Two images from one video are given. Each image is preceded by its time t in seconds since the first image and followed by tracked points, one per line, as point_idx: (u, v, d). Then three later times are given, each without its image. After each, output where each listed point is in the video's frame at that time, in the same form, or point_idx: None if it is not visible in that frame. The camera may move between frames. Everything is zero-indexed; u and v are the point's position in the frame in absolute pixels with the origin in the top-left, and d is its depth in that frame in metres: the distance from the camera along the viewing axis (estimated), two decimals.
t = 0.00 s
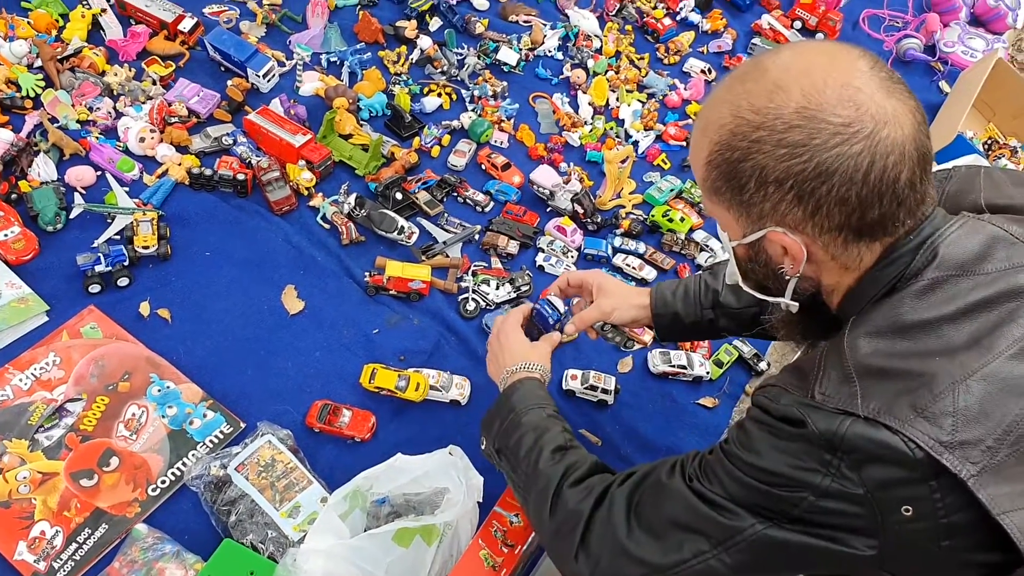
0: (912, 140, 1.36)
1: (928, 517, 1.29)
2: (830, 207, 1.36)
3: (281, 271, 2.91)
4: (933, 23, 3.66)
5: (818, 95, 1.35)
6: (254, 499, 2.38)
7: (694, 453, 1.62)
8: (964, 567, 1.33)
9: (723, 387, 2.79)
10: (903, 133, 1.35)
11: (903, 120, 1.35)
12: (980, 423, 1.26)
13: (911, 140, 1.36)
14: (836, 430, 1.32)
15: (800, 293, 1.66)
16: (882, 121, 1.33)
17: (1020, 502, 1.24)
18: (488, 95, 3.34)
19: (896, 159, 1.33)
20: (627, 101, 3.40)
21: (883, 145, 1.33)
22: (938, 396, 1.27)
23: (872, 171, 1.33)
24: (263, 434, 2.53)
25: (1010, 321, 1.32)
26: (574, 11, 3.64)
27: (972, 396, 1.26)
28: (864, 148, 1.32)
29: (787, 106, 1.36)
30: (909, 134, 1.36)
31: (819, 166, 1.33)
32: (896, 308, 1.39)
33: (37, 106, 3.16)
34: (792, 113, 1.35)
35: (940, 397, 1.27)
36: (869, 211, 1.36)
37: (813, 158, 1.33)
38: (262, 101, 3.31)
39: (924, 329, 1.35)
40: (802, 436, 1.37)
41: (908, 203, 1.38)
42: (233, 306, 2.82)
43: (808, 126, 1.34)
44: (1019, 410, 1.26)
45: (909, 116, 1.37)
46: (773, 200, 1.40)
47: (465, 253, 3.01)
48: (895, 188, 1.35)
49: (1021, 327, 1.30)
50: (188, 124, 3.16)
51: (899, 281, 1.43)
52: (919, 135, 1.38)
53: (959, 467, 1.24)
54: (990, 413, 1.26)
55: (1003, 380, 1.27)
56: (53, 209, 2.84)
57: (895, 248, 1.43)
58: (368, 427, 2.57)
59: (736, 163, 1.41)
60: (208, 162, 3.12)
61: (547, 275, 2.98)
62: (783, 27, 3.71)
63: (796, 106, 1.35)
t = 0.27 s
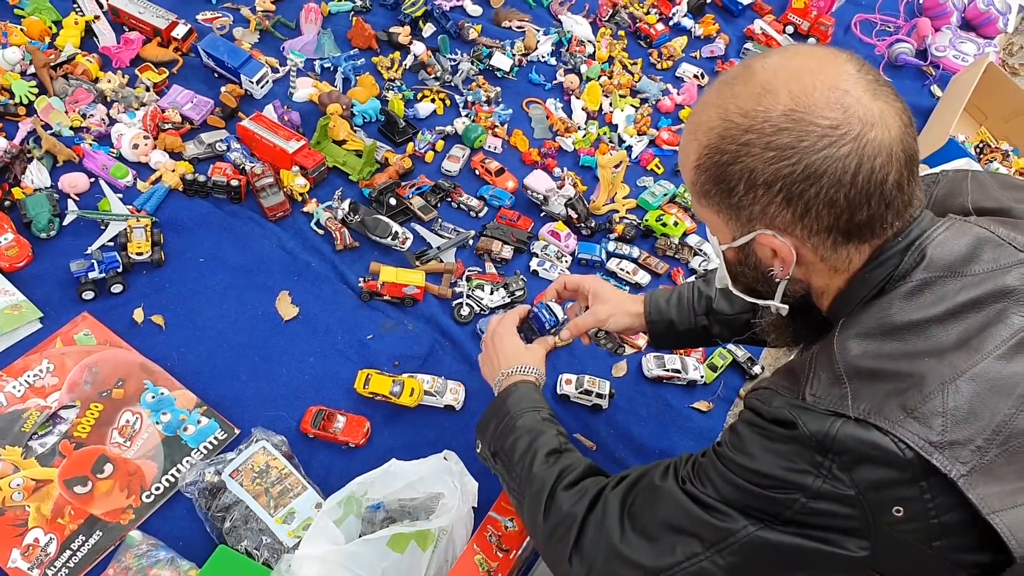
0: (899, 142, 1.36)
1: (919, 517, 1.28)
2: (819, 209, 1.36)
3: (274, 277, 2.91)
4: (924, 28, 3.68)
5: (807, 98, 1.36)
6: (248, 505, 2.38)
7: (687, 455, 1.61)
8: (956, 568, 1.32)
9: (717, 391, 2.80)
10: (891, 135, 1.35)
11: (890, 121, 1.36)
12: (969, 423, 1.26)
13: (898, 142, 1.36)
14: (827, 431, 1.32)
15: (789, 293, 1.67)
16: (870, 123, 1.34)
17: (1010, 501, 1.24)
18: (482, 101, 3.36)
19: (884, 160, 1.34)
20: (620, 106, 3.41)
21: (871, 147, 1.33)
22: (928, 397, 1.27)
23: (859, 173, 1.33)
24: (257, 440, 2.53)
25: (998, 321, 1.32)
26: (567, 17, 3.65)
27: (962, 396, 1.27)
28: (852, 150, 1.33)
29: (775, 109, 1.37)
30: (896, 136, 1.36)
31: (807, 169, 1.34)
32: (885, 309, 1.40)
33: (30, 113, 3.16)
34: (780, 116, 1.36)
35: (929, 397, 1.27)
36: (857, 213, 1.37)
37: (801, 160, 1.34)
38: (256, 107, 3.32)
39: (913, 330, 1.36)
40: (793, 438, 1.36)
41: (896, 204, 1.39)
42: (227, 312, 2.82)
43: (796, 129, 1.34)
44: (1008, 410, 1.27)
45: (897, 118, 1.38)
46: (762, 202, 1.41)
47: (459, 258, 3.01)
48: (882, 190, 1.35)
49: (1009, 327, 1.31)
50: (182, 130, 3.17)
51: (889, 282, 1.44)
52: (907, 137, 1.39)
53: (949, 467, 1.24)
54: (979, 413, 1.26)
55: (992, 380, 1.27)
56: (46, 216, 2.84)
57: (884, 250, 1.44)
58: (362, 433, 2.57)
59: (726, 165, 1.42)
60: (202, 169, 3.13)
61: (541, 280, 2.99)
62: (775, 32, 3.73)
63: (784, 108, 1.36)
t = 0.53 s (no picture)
0: (888, 143, 1.37)
1: (913, 518, 1.28)
2: (805, 208, 1.38)
3: (270, 282, 2.92)
4: (917, 33, 3.70)
5: (795, 99, 1.37)
6: (244, 510, 2.38)
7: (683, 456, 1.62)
8: (950, 568, 1.31)
9: (712, 395, 2.81)
10: (879, 136, 1.36)
11: (877, 122, 1.37)
12: (961, 425, 1.26)
13: (887, 143, 1.37)
14: (821, 432, 1.33)
15: (782, 293, 1.68)
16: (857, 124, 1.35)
17: (1003, 502, 1.23)
18: (478, 106, 3.35)
19: (870, 160, 1.35)
20: (615, 111, 3.42)
21: (857, 147, 1.34)
22: (921, 398, 1.28)
23: (846, 173, 1.34)
24: (253, 444, 2.53)
25: (990, 322, 1.33)
26: (562, 22, 3.67)
27: (953, 397, 1.27)
28: (838, 149, 1.34)
29: (764, 108, 1.39)
30: (884, 137, 1.37)
31: (793, 167, 1.35)
32: (878, 311, 1.40)
33: (25, 118, 3.16)
34: (768, 115, 1.38)
35: (921, 398, 1.27)
36: (845, 212, 1.37)
37: (788, 159, 1.35)
38: (252, 112, 3.33)
39: (906, 332, 1.36)
40: (786, 439, 1.37)
41: (884, 205, 1.39)
42: (223, 317, 2.82)
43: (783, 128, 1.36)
44: (999, 411, 1.27)
45: (886, 120, 1.39)
46: (750, 201, 1.43)
47: (455, 263, 3.02)
48: (869, 190, 1.36)
49: (1001, 329, 1.32)
50: (178, 135, 3.17)
51: (880, 284, 1.44)
52: (896, 138, 1.39)
53: (941, 467, 1.24)
54: (972, 414, 1.27)
55: (985, 380, 1.28)
56: (42, 221, 2.84)
57: (876, 252, 1.44)
58: (359, 437, 2.58)
59: (715, 164, 1.44)
60: (198, 174, 3.13)
61: (537, 284, 3.00)
62: (769, 37, 3.75)
63: (773, 108, 1.38)
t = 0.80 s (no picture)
0: (852, 142, 1.43)
1: (885, 525, 1.33)
2: (770, 201, 1.45)
3: (267, 289, 2.92)
4: (911, 40, 3.73)
5: (762, 98, 1.48)
6: (240, 517, 2.38)
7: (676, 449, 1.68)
8: None
9: (708, 401, 2.82)
10: (841, 133, 1.43)
11: (841, 121, 1.44)
12: (937, 437, 1.30)
13: (851, 142, 1.43)
14: (797, 435, 1.38)
15: (770, 300, 1.70)
16: (818, 121, 1.43)
17: (975, 515, 1.28)
18: (473, 113, 3.38)
19: (831, 156, 1.41)
20: (611, 117, 3.43)
21: (817, 142, 1.42)
22: (897, 409, 1.31)
23: (805, 165, 1.42)
24: (249, 452, 2.53)
25: (973, 336, 1.35)
26: (557, 29, 3.68)
27: (931, 409, 1.30)
28: (799, 144, 1.42)
29: (733, 107, 1.49)
30: (847, 136, 1.43)
31: (755, 160, 1.44)
32: (861, 319, 1.41)
33: (21, 125, 3.16)
34: (735, 113, 1.48)
35: (899, 409, 1.31)
36: (809, 207, 1.43)
37: (750, 152, 1.45)
38: (248, 119, 3.33)
39: (888, 340, 1.37)
40: (765, 439, 1.43)
41: (852, 204, 1.44)
42: (219, 324, 2.83)
43: (748, 123, 1.46)
44: (976, 424, 1.31)
45: (852, 121, 1.45)
46: (722, 196, 1.52)
47: (452, 269, 3.02)
48: (832, 185, 1.42)
49: (983, 343, 1.34)
50: (174, 142, 3.18)
51: (861, 290, 1.45)
52: (863, 138, 1.45)
53: (915, 478, 1.28)
54: (948, 427, 1.30)
55: (963, 395, 1.31)
56: (38, 229, 2.84)
57: (854, 256, 1.47)
58: (355, 444, 2.58)
59: (692, 163, 1.56)
60: (194, 181, 3.13)
61: (533, 291, 3.00)
62: (764, 44, 3.77)
63: (740, 106, 1.48)
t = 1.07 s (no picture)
0: (845, 135, 1.46)
1: (875, 513, 1.35)
2: (765, 193, 1.48)
3: (262, 293, 2.92)
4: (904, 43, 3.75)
5: (757, 91, 1.51)
6: (236, 521, 2.37)
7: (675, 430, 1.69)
8: (913, 567, 1.37)
9: (704, 404, 2.82)
10: (835, 126, 1.45)
11: (834, 114, 1.47)
12: (927, 424, 1.31)
13: (844, 135, 1.46)
14: (790, 422, 1.39)
15: (766, 292, 1.73)
16: (812, 114, 1.46)
17: (966, 502, 1.29)
18: (469, 116, 3.39)
19: (824, 148, 1.44)
20: (606, 121, 3.44)
21: (811, 135, 1.45)
22: (888, 396, 1.33)
23: (800, 157, 1.44)
24: (245, 456, 2.52)
25: (963, 325, 1.37)
26: (553, 33, 3.69)
27: (921, 396, 1.32)
28: (793, 136, 1.45)
29: (728, 100, 1.52)
30: (841, 129, 1.46)
31: (750, 152, 1.47)
32: (853, 308, 1.43)
33: (16, 129, 3.15)
34: (731, 105, 1.51)
35: (889, 396, 1.33)
36: (802, 199, 1.46)
37: (745, 144, 1.48)
38: (243, 123, 3.33)
39: (880, 328, 1.39)
40: (760, 425, 1.43)
41: (845, 197, 1.46)
42: (214, 328, 2.83)
43: (743, 116, 1.49)
44: (967, 412, 1.32)
45: (846, 115, 1.48)
46: (718, 188, 1.55)
47: (447, 273, 3.03)
48: (825, 178, 1.44)
49: (974, 331, 1.37)
50: (169, 146, 3.18)
51: (853, 281, 1.48)
52: (856, 132, 1.48)
53: (906, 465, 1.30)
54: (938, 414, 1.32)
55: (954, 382, 1.33)
56: (33, 233, 2.84)
57: (846, 249, 1.49)
58: (351, 448, 2.58)
59: (689, 155, 1.58)
60: (190, 185, 3.13)
61: (529, 294, 3.01)
62: (759, 48, 3.78)
63: (736, 99, 1.51)
